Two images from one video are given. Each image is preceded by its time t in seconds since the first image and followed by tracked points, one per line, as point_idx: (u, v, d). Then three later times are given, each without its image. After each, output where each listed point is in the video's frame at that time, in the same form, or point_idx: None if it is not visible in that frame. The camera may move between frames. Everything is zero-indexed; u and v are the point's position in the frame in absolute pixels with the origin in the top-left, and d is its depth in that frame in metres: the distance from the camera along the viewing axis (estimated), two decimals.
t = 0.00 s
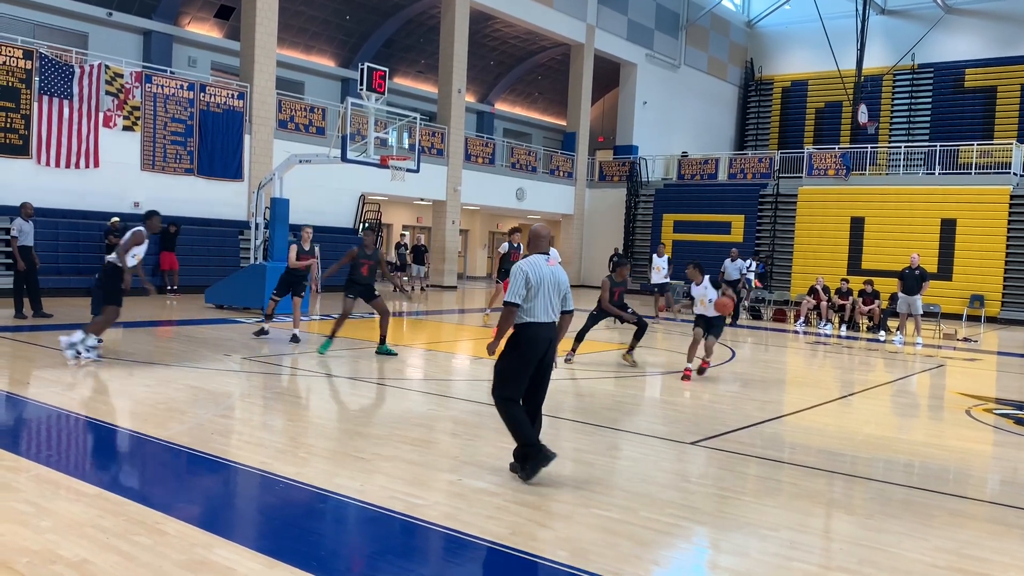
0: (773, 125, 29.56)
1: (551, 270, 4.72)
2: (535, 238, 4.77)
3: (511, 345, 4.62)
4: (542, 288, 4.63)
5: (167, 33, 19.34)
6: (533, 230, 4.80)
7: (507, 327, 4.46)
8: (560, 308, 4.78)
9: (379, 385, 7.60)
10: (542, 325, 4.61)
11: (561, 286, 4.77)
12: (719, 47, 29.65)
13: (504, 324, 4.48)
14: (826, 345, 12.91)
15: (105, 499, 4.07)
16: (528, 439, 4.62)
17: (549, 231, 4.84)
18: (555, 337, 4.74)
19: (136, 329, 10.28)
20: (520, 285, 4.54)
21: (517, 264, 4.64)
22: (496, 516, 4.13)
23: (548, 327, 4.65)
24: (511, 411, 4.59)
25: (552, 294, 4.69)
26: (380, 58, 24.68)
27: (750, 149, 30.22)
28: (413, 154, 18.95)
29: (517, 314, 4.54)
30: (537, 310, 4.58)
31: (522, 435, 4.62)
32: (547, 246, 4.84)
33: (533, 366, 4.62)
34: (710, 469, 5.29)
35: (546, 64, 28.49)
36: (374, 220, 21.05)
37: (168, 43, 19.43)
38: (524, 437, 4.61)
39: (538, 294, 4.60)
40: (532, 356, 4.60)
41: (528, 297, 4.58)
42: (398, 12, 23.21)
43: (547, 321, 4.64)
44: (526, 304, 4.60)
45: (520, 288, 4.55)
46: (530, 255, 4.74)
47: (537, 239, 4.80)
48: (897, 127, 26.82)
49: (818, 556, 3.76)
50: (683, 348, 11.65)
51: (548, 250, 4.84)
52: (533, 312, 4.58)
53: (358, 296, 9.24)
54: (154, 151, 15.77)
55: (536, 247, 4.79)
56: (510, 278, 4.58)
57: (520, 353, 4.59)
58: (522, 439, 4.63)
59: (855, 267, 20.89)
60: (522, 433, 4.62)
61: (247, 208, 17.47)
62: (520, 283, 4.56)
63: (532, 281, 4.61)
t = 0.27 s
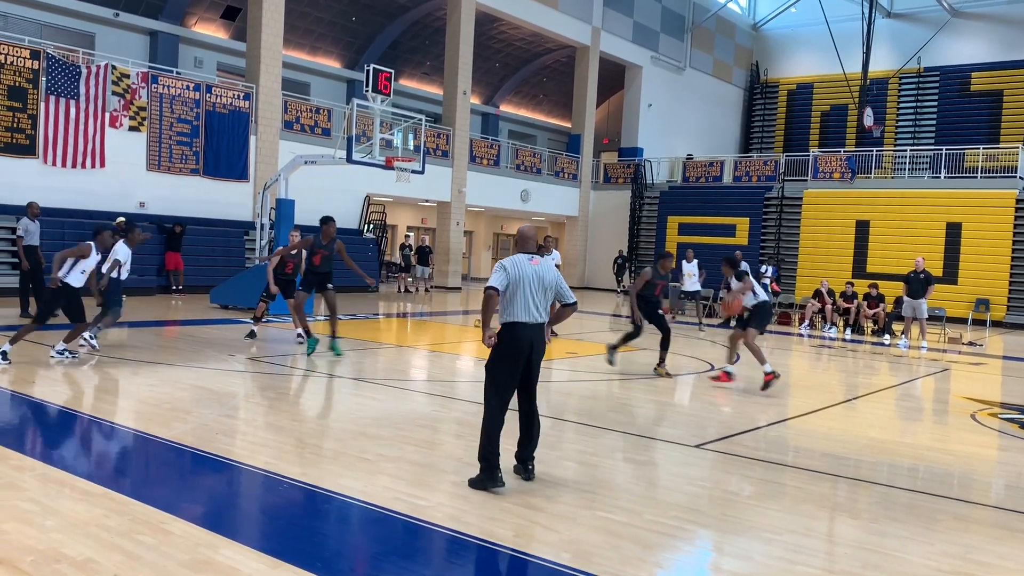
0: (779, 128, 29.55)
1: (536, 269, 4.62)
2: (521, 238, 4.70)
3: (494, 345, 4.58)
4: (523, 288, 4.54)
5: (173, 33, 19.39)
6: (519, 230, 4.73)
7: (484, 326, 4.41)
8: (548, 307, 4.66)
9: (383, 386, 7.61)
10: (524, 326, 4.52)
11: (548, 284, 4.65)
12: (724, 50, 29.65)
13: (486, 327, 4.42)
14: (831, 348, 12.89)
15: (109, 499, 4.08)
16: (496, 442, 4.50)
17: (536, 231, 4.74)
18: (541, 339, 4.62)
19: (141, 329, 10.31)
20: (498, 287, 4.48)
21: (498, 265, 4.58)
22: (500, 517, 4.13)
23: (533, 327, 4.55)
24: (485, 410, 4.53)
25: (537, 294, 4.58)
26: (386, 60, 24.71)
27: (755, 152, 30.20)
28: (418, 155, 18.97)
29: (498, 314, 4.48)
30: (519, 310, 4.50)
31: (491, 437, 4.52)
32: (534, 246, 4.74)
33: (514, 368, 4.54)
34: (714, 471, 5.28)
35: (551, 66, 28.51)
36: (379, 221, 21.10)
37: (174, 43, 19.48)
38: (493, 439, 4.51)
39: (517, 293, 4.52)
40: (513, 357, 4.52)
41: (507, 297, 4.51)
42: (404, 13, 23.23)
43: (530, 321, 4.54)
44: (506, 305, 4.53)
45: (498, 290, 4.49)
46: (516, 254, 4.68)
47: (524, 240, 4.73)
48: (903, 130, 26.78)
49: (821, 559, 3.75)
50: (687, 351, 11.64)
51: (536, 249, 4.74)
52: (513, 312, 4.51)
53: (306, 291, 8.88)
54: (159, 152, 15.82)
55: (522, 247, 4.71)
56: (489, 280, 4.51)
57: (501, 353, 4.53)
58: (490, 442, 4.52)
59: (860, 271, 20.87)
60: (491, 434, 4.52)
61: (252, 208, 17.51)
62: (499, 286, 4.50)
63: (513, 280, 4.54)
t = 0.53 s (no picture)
0: (783, 130, 29.52)
1: (520, 268, 4.54)
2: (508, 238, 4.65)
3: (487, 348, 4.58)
4: (508, 288, 4.48)
5: (178, 35, 19.45)
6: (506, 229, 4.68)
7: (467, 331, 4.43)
8: (538, 305, 4.56)
9: (387, 387, 7.60)
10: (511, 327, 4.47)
11: (535, 282, 4.55)
12: (728, 53, 29.64)
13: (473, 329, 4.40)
14: (835, 351, 12.86)
15: (112, 499, 4.09)
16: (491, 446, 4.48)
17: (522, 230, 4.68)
18: (533, 339, 4.54)
19: (146, 330, 10.34)
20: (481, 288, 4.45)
21: (482, 265, 4.55)
22: (502, 519, 4.12)
23: (521, 327, 4.49)
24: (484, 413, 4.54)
25: (524, 292, 4.50)
26: (391, 62, 24.75)
27: (759, 155, 30.18)
28: (422, 157, 18.98)
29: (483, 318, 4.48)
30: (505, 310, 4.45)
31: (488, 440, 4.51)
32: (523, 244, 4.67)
33: (505, 370, 4.50)
34: (717, 474, 5.27)
35: (555, 68, 28.52)
36: (383, 223, 21.11)
37: (179, 45, 19.53)
38: (489, 443, 4.50)
39: (500, 295, 4.47)
40: (502, 359, 4.49)
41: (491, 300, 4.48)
42: (409, 15, 23.26)
43: (515, 321, 4.48)
44: (491, 306, 4.49)
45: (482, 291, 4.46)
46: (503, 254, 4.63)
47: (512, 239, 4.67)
48: (907, 133, 26.74)
49: (825, 563, 3.74)
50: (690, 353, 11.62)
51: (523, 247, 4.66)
52: (497, 315, 4.47)
53: (263, 297, 8.79)
54: (164, 153, 15.85)
55: (509, 248, 4.65)
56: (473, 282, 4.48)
57: (491, 356, 4.51)
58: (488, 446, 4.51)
59: (864, 274, 20.83)
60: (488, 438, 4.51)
61: (256, 210, 17.53)
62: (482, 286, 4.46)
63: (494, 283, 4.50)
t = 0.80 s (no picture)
0: (785, 132, 29.51)
1: (523, 269, 4.50)
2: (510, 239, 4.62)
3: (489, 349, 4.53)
4: (512, 288, 4.43)
5: (180, 36, 19.47)
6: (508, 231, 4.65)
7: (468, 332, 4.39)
8: (541, 307, 4.51)
9: (387, 389, 7.59)
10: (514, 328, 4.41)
11: (539, 283, 4.50)
12: (730, 54, 29.63)
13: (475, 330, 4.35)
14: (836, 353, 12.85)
15: (113, 500, 4.09)
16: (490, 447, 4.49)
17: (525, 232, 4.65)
18: (536, 341, 4.46)
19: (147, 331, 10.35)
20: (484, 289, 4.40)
21: (485, 266, 4.51)
22: (503, 521, 4.12)
23: (524, 328, 4.42)
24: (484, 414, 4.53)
25: (527, 293, 4.45)
26: (392, 63, 24.75)
27: (760, 156, 30.15)
28: (423, 158, 18.98)
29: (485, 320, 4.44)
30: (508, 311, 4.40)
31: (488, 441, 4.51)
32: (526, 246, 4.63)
33: (507, 373, 4.44)
34: (718, 476, 5.26)
35: (557, 69, 28.52)
36: (384, 224, 21.10)
37: (181, 46, 19.55)
38: (489, 444, 4.50)
39: (503, 296, 4.43)
40: (503, 362, 4.43)
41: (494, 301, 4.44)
42: (411, 15, 23.27)
43: (518, 323, 4.42)
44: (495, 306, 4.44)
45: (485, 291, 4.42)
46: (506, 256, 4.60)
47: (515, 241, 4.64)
48: (909, 135, 26.72)
49: (826, 564, 3.74)
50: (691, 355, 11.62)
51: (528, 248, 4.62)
52: (499, 316, 4.42)
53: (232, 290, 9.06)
54: (165, 154, 15.87)
55: (512, 249, 4.62)
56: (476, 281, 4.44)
57: (492, 357, 4.46)
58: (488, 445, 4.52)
59: (866, 275, 20.82)
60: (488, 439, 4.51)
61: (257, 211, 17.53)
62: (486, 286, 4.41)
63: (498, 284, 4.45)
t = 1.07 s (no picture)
0: (785, 132, 29.51)
1: (543, 275, 4.44)
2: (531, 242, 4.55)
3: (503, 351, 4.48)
4: (531, 294, 4.37)
5: (180, 37, 19.47)
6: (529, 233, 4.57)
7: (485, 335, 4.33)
8: (559, 314, 4.47)
9: (387, 389, 7.59)
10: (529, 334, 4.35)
11: (558, 290, 4.45)
12: (730, 55, 29.64)
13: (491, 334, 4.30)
14: (836, 354, 12.85)
15: (113, 500, 4.09)
16: (493, 448, 4.49)
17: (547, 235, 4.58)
18: (551, 346, 4.40)
19: (147, 331, 10.35)
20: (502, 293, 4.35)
21: (504, 269, 4.45)
22: (503, 522, 4.12)
23: (540, 334, 4.37)
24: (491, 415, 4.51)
25: (546, 299, 4.40)
26: (392, 64, 24.75)
27: (761, 157, 30.15)
28: (423, 158, 18.98)
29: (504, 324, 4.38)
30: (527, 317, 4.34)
31: (493, 442, 4.50)
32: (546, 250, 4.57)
33: (519, 376, 4.38)
34: (719, 477, 5.26)
35: (557, 70, 28.53)
36: (384, 224, 21.10)
37: (181, 47, 19.55)
38: (493, 444, 4.50)
39: (524, 301, 4.36)
40: (517, 365, 4.37)
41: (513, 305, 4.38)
42: (411, 16, 23.27)
43: (537, 329, 4.37)
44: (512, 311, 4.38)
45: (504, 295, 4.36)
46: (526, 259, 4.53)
47: (536, 244, 4.56)
48: (909, 135, 26.72)
49: (827, 565, 3.73)
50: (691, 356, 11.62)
51: (548, 253, 4.55)
52: (518, 321, 4.37)
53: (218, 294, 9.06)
54: (165, 154, 15.87)
55: (533, 253, 4.55)
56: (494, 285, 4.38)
57: (506, 360, 4.41)
58: (491, 446, 4.52)
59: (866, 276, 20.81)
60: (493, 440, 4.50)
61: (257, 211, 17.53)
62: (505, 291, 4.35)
63: (518, 288, 4.39)
